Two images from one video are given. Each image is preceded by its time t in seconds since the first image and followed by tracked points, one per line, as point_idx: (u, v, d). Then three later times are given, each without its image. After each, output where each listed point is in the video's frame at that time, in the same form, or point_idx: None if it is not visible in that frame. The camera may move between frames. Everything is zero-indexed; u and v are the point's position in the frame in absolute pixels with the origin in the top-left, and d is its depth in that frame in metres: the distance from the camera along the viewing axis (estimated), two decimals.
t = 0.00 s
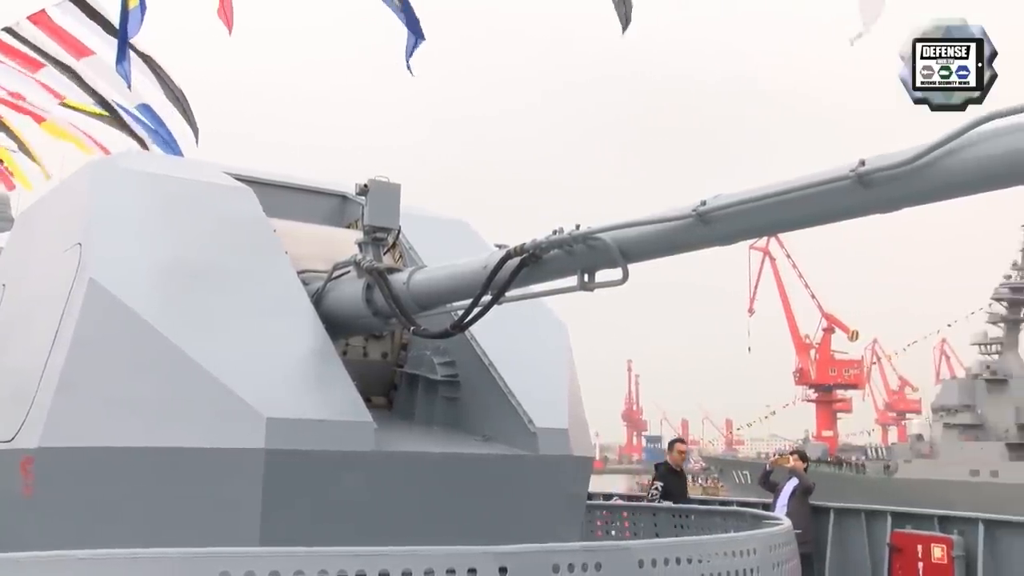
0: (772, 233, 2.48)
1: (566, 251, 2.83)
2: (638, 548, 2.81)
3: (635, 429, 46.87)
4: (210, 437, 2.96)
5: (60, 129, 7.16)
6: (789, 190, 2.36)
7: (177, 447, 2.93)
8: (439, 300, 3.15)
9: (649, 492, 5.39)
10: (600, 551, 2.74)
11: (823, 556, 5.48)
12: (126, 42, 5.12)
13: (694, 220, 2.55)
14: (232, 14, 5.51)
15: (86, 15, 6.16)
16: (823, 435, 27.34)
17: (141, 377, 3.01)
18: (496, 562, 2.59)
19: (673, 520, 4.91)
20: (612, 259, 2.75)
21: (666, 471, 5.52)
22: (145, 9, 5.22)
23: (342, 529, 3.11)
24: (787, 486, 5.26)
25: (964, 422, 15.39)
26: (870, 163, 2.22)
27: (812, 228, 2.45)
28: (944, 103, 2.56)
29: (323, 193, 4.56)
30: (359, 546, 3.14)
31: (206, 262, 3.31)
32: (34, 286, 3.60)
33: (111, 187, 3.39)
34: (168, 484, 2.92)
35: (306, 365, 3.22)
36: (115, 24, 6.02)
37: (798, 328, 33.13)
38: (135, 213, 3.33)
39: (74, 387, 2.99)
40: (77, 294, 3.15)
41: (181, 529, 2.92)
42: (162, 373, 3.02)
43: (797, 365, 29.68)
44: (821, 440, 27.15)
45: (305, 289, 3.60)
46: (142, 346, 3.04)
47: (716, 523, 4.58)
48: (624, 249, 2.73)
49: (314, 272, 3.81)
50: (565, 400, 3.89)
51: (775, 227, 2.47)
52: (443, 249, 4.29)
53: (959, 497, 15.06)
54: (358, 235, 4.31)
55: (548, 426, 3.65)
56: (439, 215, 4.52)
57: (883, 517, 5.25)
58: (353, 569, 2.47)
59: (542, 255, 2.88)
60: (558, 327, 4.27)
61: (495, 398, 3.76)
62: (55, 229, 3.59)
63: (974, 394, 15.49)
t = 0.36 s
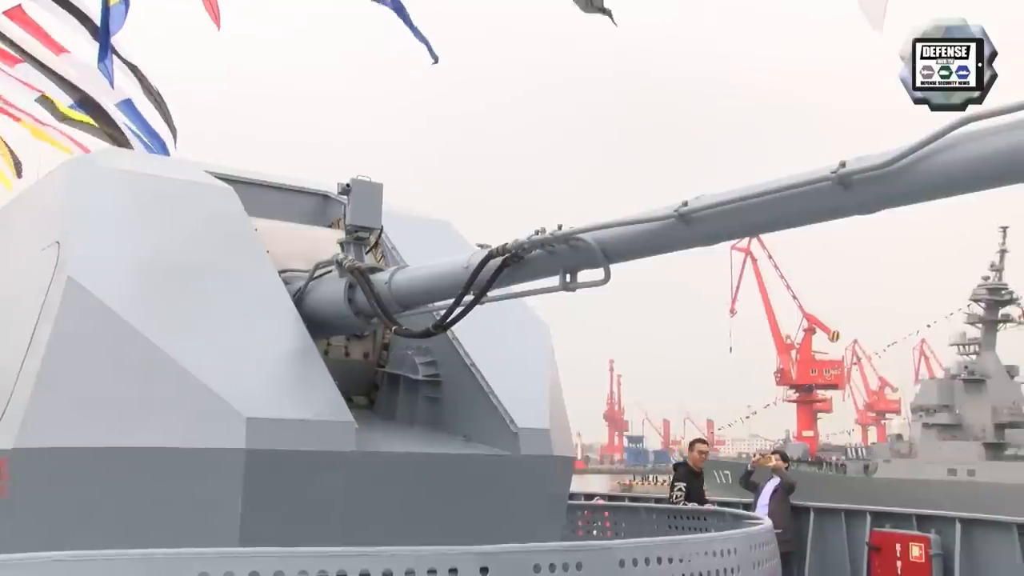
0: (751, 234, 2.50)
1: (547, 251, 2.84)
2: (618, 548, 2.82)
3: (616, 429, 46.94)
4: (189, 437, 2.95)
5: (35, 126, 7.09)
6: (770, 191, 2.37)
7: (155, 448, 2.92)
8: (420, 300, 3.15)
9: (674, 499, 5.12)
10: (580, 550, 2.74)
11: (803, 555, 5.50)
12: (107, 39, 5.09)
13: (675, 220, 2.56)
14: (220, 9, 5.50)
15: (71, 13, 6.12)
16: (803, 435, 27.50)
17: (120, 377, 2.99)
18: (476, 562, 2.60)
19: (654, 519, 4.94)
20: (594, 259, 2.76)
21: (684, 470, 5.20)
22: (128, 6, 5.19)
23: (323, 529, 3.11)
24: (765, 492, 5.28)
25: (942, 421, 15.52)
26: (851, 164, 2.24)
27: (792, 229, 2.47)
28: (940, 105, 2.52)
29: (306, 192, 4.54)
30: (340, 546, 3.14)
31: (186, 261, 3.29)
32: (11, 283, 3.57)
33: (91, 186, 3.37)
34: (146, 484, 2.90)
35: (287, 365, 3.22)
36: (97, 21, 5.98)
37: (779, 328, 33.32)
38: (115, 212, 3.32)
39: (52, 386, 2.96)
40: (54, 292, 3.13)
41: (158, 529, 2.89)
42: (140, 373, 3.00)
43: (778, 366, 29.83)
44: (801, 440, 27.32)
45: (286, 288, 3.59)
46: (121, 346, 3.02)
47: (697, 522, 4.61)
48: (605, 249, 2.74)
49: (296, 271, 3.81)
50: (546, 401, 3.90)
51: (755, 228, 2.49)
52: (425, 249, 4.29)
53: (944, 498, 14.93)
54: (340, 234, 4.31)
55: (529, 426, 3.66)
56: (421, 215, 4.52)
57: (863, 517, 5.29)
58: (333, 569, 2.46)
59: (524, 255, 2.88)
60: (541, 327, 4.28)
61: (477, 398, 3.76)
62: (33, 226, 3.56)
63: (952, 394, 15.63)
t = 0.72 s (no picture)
0: (734, 235, 2.51)
1: (531, 252, 2.84)
2: (602, 548, 2.82)
3: (600, 429, 47.01)
4: (172, 437, 2.93)
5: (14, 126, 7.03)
6: (754, 192, 2.38)
7: (138, 449, 2.89)
8: (404, 300, 3.14)
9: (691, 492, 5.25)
10: (564, 550, 2.74)
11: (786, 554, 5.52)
12: (89, 34, 5.04)
13: (659, 220, 2.57)
14: (207, 7, 5.48)
15: (54, 13, 6.09)
16: (786, 435, 27.63)
17: (101, 376, 2.97)
18: (460, 562, 2.60)
19: (638, 519, 4.95)
20: (578, 260, 2.77)
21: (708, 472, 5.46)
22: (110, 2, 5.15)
23: (306, 529, 3.10)
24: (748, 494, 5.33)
25: (923, 421, 15.63)
26: (834, 165, 2.25)
27: (775, 229, 2.48)
28: (949, 104, 2.13)
29: (290, 191, 4.53)
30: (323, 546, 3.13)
31: (169, 261, 3.28)
32: None
33: (73, 185, 3.34)
34: (127, 484, 2.87)
35: (271, 364, 3.20)
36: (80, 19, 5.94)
37: (762, 329, 33.46)
38: (97, 211, 3.29)
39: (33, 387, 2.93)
40: (34, 291, 3.10)
41: (140, 530, 2.87)
42: (123, 373, 2.98)
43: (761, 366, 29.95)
44: (784, 440, 27.44)
45: (270, 288, 3.57)
46: (104, 345, 3.00)
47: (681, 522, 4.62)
48: (589, 249, 2.75)
49: (280, 270, 3.79)
50: (531, 401, 3.90)
51: (738, 230, 2.50)
52: (409, 249, 4.28)
53: (932, 498, 14.89)
54: (324, 234, 4.29)
55: (513, 426, 3.66)
56: (406, 215, 4.51)
57: (845, 516, 5.32)
58: (316, 570, 2.45)
59: (508, 256, 2.88)
60: (525, 327, 4.28)
61: (461, 398, 3.76)
62: (13, 225, 3.52)
63: (934, 394, 15.74)
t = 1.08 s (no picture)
0: (717, 237, 2.53)
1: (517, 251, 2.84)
2: (586, 548, 2.82)
3: (584, 429, 47.04)
4: (154, 436, 2.91)
5: None
6: (739, 192, 2.39)
7: (121, 449, 2.88)
8: (389, 300, 3.14)
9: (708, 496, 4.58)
10: (549, 550, 2.74)
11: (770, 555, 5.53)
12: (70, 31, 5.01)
13: (644, 221, 2.58)
14: (197, 7, 5.44)
15: (35, 10, 6.04)
16: (770, 435, 27.71)
17: (83, 376, 2.95)
18: (445, 562, 2.59)
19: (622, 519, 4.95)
20: (563, 260, 2.77)
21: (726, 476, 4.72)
22: None
23: (290, 529, 3.09)
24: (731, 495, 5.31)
25: (906, 421, 15.72)
26: (818, 166, 2.26)
27: (759, 230, 2.49)
28: (949, 105, 2.10)
29: (274, 190, 4.51)
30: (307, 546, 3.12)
31: (152, 260, 3.26)
32: None
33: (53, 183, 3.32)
34: (109, 484, 2.86)
35: (254, 364, 3.19)
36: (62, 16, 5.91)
37: (746, 328, 33.56)
38: (79, 210, 3.27)
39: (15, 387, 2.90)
40: (14, 290, 3.07)
41: (122, 530, 2.86)
42: (105, 373, 2.96)
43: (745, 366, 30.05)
44: (768, 440, 27.54)
45: (254, 287, 3.56)
46: (86, 345, 2.98)
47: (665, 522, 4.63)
48: (574, 250, 2.75)
49: (264, 270, 3.78)
50: (515, 401, 3.90)
51: (723, 230, 2.50)
52: (394, 249, 4.27)
53: (921, 497, 14.91)
54: (309, 233, 4.28)
55: (498, 426, 3.66)
56: (391, 215, 4.50)
57: (828, 516, 5.34)
58: (299, 570, 2.44)
59: (493, 256, 2.88)
60: (509, 327, 4.28)
61: (446, 398, 3.76)
62: None
63: (916, 394, 15.83)
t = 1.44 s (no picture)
0: (701, 238, 2.54)
1: (501, 252, 2.84)
2: (570, 548, 2.83)
3: (569, 430, 47.09)
4: (137, 437, 2.90)
5: None
6: (723, 193, 2.40)
7: (104, 450, 2.86)
8: (373, 300, 3.14)
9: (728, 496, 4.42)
10: (533, 550, 2.75)
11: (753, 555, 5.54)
12: (49, 26, 4.96)
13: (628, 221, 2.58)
14: (189, 4, 5.42)
15: (16, 6, 6.00)
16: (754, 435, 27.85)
17: (66, 376, 2.93)
18: (429, 562, 2.59)
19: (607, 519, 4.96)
20: (547, 260, 2.78)
21: (742, 472, 4.47)
22: None
23: (273, 529, 3.08)
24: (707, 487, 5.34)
25: (889, 421, 15.81)
26: (801, 167, 2.27)
27: (742, 231, 2.50)
28: (949, 105, 2.06)
29: (258, 190, 4.50)
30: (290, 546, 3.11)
31: (135, 260, 3.24)
32: None
33: (33, 181, 3.29)
34: (92, 484, 2.84)
35: (238, 364, 3.18)
36: (45, 13, 5.87)
37: (730, 328, 33.67)
38: (61, 208, 3.25)
39: None
40: None
41: (104, 531, 2.84)
42: (88, 373, 2.94)
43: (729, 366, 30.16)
44: (752, 440, 27.63)
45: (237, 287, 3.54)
46: (67, 345, 2.96)
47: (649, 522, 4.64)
48: (559, 250, 2.75)
49: (248, 269, 3.77)
50: (500, 401, 3.90)
51: (707, 231, 2.51)
52: (379, 249, 4.27)
53: (906, 497, 15.00)
54: (293, 233, 4.27)
55: (483, 426, 3.66)
56: (376, 215, 4.49)
57: (810, 516, 5.37)
58: (282, 570, 2.44)
59: (477, 255, 2.88)
60: (494, 327, 4.28)
61: (430, 398, 3.75)
62: None
63: (899, 394, 15.93)
